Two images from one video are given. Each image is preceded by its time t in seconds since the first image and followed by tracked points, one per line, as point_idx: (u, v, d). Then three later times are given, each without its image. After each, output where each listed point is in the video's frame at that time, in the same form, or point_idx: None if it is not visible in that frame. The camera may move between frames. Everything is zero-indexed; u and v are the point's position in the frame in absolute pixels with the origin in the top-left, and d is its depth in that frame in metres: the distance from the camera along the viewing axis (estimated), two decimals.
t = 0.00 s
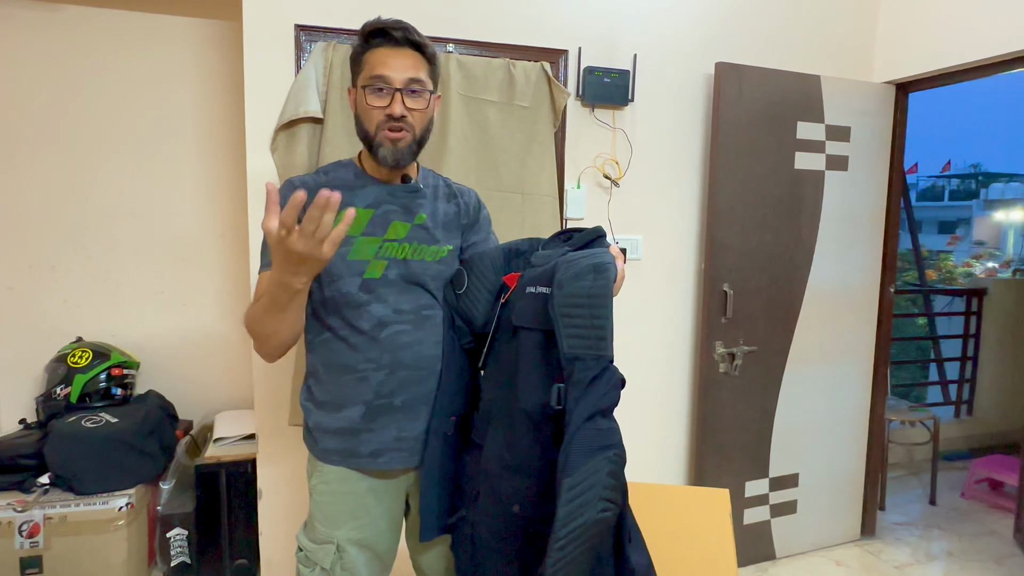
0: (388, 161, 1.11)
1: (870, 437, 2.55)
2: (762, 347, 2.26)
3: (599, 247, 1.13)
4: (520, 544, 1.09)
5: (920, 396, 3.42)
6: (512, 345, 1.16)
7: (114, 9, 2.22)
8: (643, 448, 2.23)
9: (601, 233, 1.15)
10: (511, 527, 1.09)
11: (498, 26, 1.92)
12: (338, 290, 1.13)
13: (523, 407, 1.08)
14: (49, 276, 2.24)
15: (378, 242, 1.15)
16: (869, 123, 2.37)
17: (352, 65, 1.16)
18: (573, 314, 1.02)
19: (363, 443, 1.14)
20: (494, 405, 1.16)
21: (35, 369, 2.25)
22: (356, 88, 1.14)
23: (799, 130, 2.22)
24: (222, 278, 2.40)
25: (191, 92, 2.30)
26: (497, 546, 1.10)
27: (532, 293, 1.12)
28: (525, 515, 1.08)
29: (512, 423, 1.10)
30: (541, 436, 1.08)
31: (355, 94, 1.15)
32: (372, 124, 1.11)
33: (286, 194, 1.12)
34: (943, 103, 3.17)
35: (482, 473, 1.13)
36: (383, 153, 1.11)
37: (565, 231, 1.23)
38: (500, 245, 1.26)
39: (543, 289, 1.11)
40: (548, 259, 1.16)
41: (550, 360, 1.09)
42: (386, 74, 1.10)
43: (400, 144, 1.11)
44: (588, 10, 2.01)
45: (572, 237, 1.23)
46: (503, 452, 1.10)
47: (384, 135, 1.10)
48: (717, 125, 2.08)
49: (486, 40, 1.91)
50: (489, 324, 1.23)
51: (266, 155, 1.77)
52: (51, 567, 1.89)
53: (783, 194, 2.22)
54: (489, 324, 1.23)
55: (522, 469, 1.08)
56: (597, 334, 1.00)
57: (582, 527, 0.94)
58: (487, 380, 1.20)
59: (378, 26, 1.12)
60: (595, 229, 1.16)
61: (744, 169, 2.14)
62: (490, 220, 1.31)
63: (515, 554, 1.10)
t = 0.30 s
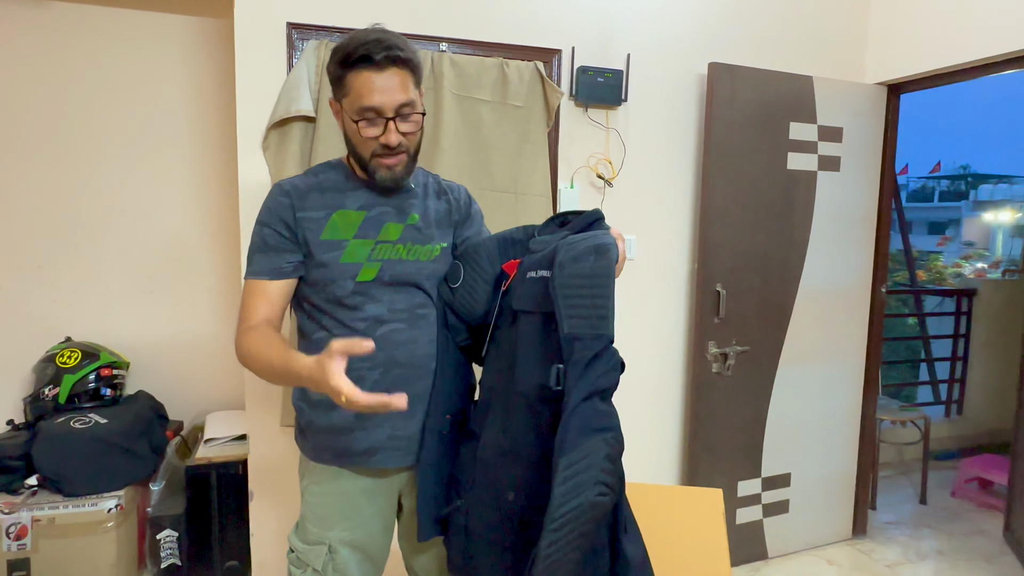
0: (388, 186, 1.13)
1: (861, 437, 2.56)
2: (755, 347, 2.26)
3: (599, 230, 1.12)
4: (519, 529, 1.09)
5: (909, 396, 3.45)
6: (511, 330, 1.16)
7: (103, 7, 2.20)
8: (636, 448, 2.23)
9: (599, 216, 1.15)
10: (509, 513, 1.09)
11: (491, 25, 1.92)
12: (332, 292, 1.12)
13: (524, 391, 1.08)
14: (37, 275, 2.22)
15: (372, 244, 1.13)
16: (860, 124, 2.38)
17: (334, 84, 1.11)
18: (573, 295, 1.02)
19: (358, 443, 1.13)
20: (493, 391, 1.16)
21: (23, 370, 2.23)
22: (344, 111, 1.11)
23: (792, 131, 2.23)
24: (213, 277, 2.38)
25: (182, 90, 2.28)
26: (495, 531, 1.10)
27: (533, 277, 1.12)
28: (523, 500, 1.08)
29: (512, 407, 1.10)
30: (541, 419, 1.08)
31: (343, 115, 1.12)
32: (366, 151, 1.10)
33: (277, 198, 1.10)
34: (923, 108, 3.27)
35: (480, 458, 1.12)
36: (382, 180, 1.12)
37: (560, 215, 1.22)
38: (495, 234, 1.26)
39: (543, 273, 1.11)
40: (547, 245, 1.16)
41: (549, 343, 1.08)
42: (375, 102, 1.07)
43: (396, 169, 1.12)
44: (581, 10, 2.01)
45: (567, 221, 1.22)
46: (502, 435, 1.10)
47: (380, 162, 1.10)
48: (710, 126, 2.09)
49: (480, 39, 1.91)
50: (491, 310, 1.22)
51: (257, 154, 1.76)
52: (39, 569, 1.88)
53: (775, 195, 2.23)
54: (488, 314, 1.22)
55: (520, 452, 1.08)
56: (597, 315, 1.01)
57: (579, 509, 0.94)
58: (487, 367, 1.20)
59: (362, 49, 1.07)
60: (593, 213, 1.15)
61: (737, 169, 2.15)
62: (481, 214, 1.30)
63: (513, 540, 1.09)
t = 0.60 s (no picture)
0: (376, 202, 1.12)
1: (857, 436, 2.56)
2: (752, 346, 2.27)
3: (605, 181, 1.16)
4: (546, 477, 1.09)
5: (905, 394, 3.43)
6: (524, 283, 1.14)
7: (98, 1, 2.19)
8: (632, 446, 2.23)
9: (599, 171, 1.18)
10: (535, 461, 1.09)
11: (489, 23, 1.91)
12: (338, 307, 1.13)
13: (551, 338, 1.08)
14: (31, 272, 2.20)
15: (370, 257, 1.13)
16: (857, 123, 2.38)
17: (301, 111, 1.04)
18: (606, 236, 1.03)
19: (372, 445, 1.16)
20: (508, 346, 1.13)
21: (17, 367, 2.21)
22: (318, 137, 1.06)
23: (789, 130, 2.23)
24: (209, 274, 2.37)
25: (178, 85, 2.26)
26: (520, 480, 1.10)
27: (551, 229, 1.11)
28: (552, 446, 1.09)
29: (536, 356, 1.09)
30: (568, 365, 1.09)
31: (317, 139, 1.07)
32: (349, 175, 1.08)
33: (265, 229, 1.07)
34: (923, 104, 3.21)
35: (500, 414, 1.10)
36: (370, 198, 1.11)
37: (545, 180, 1.24)
38: (483, 212, 1.24)
39: (563, 224, 1.11)
40: (557, 201, 1.17)
41: (574, 289, 1.09)
42: (350, 131, 1.02)
43: (382, 186, 1.10)
44: (578, 8, 2.00)
45: (552, 182, 1.24)
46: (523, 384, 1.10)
47: (366, 183, 1.08)
48: (708, 124, 2.09)
49: (477, 37, 1.90)
50: (501, 270, 1.21)
51: (254, 151, 1.75)
52: (33, 568, 1.87)
53: (772, 193, 2.23)
54: (494, 286, 1.22)
55: (546, 398, 1.09)
56: (632, 253, 1.03)
57: (626, 440, 0.98)
58: (497, 322, 1.17)
59: (326, 79, 0.98)
60: (592, 168, 1.19)
61: (734, 168, 2.15)
62: (460, 193, 1.30)
63: (539, 490, 1.09)
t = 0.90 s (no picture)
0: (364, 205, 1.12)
1: (852, 434, 2.57)
2: (748, 344, 2.27)
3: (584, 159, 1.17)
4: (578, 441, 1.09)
5: (900, 393, 3.47)
6: (520, 264, 1.12)
7: None
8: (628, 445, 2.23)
9: (577, 150, 1.20)
10: (562, 430, 1.09)
11: (486, 20, 1.91)
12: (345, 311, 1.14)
13: (561, 311, 1.08)
14: (25, 268, 2.19)
15: (372, 258, 1.15)
16: (854, 121, 2.38)
17: (284, 118, 1.00)
18: (602, 211, 1.05)
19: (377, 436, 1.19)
20: (512, 326, 1.11)
21: (11, 364, 2.21)
22: (302, 143, 1.03)
23: (786, 128, 2.23)
24: (205, 271, 2.36)
25: (174, 81, 2.25)
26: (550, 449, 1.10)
27: (543, 209, 1.10)
28: (578, 411, 1.10)
29: (547, 332, 1.08)
30: (580, 335, 1.09)
31: (301, 144, 1.04)
32: (338, 179, 1.06)
33: (276, 242, 1.06)
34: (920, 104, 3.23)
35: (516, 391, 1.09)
36: (358, 201, 1.10)
37: (522, 165, 1.22)
38: (467, 203, 1.23)
39: (554, 202, 1.10)
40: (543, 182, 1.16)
41: (575, 265, 1.09)
42: (338, 138, 1.00)
43: (370, 187, 1.09)
44: (575, 5, 1.99)
45: (531, 167, 1.22)
46: (535, 361, 1.09)
47: (354, 187, 1.08)
48: (705, 122, 2.08)
49: (474, 34, 1.90)
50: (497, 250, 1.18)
51: (250, 147, 1.74)
52: (28, 565, 1.86)
53: (769, 192, 2.23)
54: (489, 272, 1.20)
55: (562, 369, 1.09)
56: (628, 223, 1.04)
57: (654, 396, 1.03)
58: (496, 307, 1.14)
59: (312, 86, 0.95)
60: (570, 150, 1.20)
61: (731, 167, 2.15)
62: (442, 185, 1.32)
63: (569, 454, 1.09)
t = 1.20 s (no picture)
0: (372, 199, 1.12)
1: (848, 432, 2.58)
2: (745, 343, 2.28)
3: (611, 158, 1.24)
4: (532, 414, 1.15)
5: (896, 391, 3.48)
6: (539, 247, 1.17)
7: None
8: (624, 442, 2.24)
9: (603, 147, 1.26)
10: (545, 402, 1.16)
11: (484, 18, 1.91)
12: (348, 310, 1.14)
13: (565, 293, 1.13)
14: (22, 265, 2.19)
15: (375, 256, 1.14)
16: (851, 121, 2.39)
17: (304, 104, 1.01)
18: (638, 212, 1.12)
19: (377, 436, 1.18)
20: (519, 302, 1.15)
21: (8, 361, 2.20)
22: (319, 130, 1.03)
23: (783, 127, 2.24)
24: (203, 269, 2.36)
25: (171, 78, 2.25)
26: (509, 417, 1.17)
27: (573, 200, 1.16)
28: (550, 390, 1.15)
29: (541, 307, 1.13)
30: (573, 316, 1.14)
31: (317, 132, 1.05)
32: (351, 170, 1.07)
33: (275, 239, 1.05)
34: (916, 105, 3.24)
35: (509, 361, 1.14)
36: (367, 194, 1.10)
37: (538, 154, 1.26)
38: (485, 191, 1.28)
39: (587, 197, 1.16)
40: (570, 176, 1.23)
41: (594, 255, 1.14)
42: (358, 126, 1.01)
43: (380, 181, 1.10)
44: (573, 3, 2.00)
45: (544, 157, 1.26)
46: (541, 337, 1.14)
47: (365, 180, 1.08)
48: (703, 122, 2.09)
49: (472, 32, 1.90)
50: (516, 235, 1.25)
51: (248, 145, 1.74)
52: (25, 562, 1.87)
53: (766, 191, 2.24)
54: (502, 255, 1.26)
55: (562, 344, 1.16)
56: (662, 226, 1.11)
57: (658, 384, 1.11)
58: (508, 284, 1.20)
59: (340, 71, 0.96)
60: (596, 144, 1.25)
61: (728, 165, 2.15)
62: (448, 180, 1.32)
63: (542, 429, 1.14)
